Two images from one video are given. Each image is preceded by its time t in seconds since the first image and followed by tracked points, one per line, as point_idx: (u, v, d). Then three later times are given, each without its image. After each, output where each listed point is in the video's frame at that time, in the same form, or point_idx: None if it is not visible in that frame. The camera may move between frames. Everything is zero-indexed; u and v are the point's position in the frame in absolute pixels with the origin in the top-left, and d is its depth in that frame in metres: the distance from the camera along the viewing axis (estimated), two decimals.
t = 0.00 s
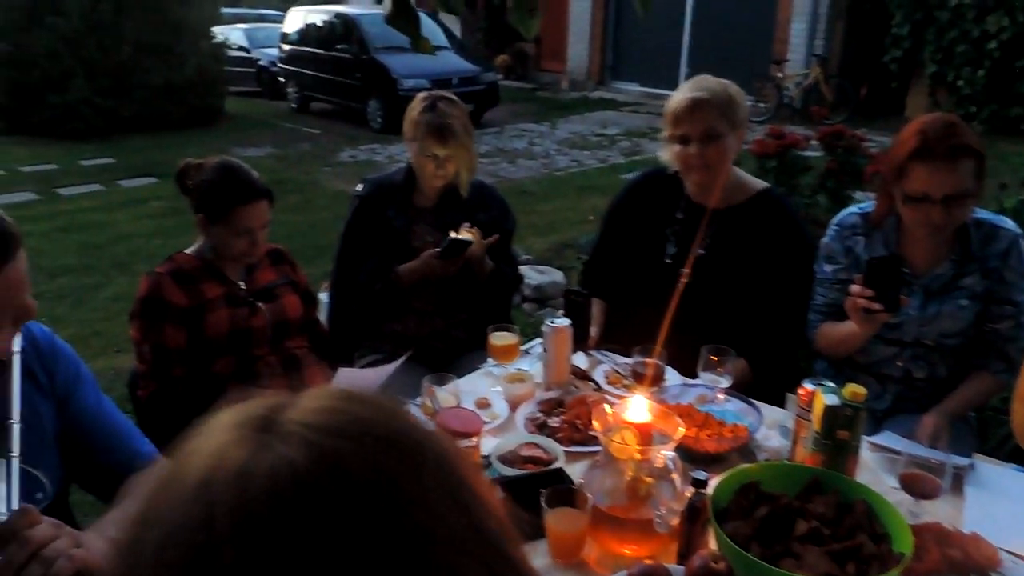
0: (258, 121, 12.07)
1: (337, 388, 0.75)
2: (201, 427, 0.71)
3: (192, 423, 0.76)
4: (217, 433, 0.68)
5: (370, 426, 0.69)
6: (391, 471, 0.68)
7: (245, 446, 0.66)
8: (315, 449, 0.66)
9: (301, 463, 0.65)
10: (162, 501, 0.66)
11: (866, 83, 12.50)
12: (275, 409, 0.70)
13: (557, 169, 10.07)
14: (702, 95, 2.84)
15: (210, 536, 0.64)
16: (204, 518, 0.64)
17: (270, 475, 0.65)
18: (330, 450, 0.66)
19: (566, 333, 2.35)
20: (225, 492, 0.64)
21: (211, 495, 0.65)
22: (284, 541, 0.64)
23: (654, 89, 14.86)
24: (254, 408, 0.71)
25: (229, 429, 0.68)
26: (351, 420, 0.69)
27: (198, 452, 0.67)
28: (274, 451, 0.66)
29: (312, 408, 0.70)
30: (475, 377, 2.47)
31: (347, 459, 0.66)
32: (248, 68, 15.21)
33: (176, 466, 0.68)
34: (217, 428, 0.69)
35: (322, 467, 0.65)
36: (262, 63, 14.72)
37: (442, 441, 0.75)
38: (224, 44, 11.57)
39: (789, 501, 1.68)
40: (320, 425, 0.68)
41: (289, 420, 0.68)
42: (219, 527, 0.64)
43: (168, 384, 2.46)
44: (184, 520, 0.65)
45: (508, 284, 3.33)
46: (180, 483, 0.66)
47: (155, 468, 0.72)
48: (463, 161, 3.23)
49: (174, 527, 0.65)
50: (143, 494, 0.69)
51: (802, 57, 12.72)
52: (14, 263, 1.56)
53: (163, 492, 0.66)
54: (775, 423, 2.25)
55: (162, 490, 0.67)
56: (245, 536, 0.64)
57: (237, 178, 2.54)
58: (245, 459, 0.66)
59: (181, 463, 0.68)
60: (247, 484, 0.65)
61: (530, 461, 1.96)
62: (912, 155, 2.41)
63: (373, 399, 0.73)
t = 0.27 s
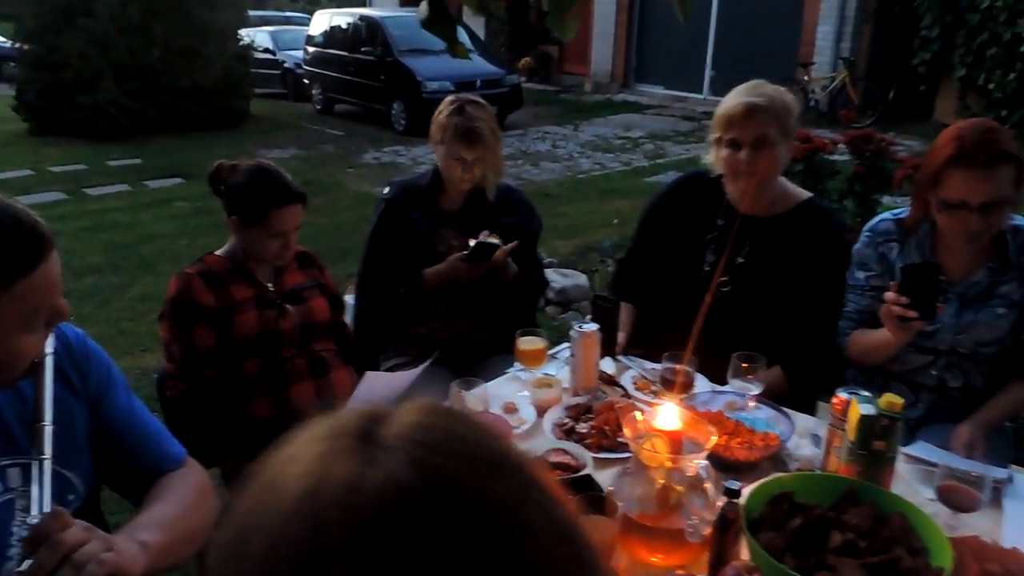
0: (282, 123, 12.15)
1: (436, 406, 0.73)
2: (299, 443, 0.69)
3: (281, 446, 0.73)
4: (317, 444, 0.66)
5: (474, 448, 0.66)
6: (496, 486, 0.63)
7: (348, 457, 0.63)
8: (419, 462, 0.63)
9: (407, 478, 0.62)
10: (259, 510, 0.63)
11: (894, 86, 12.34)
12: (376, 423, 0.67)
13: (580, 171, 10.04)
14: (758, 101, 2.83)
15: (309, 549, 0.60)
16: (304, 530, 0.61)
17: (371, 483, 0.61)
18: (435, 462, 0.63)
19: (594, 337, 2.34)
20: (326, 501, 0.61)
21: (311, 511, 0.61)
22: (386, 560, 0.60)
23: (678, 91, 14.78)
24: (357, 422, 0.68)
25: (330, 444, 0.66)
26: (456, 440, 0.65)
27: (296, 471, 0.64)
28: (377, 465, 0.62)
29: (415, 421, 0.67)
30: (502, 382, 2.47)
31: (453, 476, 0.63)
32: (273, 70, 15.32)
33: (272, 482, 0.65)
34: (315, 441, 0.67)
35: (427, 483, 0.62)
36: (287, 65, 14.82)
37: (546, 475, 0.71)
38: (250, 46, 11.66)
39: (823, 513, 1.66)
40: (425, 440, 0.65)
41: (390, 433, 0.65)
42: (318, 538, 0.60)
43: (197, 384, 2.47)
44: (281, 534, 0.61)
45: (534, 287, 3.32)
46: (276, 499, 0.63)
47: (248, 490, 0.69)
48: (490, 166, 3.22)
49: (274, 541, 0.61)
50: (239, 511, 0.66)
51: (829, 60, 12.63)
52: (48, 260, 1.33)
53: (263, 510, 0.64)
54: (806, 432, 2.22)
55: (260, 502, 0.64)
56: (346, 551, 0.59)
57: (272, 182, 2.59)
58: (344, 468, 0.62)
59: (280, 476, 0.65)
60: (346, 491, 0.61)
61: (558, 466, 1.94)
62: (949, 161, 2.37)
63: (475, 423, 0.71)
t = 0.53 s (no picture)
0: (318, 125, 12.25)
1: (543, 438, 0.76)
2: (414, 479, 0.72)
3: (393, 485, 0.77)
4: (439, 484, 0.69)
5: (598, 486, 0.69)
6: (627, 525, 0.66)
7: (478, 499, 0.67)
8: (549, 503, 0.66)
9: (542, 521, 0.65)
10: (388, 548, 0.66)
11: (936, 83, 12.09)
12: (497, 460, 0.70)
13: (614, 172, 9.98)
14: (818, 102, 2.79)
15: None
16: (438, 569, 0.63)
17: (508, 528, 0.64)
18: (566, 505, 0.66)
19: (639, 339, 2.32)
20: (460, 545, 0.64)
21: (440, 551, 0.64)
22: None
23: (713, 90, 14.64)
24: (471, 455, 0.72)
25: (450, 482, 0.69)
26: (577, 478, 0.68)
27: (420, 509, 0.67)
28: (510, 508, 0.65)
29: (535, 458, 0.70)
30: (545, 384, 2.46)
31: (585, 516, 0.65)
32: (308, 72, 15.46)
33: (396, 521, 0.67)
34: (436, 480, 0.70)
35: (558, 526, 0.64)
36: (322, 67, 14.96)
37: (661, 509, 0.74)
38: (285, 49, 11.77)
39: (878, 521, 1.61)
40: (550, 478, 0.68)
41: (515, 472, 0.69)
42: None
43: (243, 384, 2.48)
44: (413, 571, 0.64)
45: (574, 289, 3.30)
46: (406, 540, 0.66)
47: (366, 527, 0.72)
48: (531, 167, 3.22)
49: None
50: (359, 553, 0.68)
51: (868, 57, 12.39)
52: (107, 265, 1.35)
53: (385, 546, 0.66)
54: (858, 437, 2.18)
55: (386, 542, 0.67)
56: None
57: (321, 185, 2.62)
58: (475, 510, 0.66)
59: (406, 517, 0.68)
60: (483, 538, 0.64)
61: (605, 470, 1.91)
62: (1006, 160, 2.31)
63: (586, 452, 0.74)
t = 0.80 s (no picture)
0: (367, 120, 12.37)
1: (643, 456, 0.83)
2: (526, 499, 0.79)
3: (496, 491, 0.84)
4: (554, 513, 0.76)
5: (702, 515, 0.76)
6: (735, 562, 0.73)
7: (593, 533, 0.74)
8: (660, 537, 0.73)
9: (655, 559, 0.72)
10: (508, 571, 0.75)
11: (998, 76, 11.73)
12: (607, 490, 0.77)
13: (663, 167, 9.89)
14: (869, 89, 2.72)
15: None
16: None
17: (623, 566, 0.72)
18: (677, 544, 0.73)
19: (696, 334, 2.29)
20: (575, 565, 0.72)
21: None
22: None
23: (765, 84, 14.39)
24: (579, 480, 0.79)
25: (565, 514, 0.76)
26: (683, 508, 0.75)
27: (537, 535, 0.75)
28: (624, 546, 0.73)
29: (642, 489, 0.77)
30: (600, 377, 2.45)
31: (693, 550, 0.73)
32: (357, 68, 15.61)
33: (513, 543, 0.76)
34: (551, 507, 0.77)
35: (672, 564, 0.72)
36: (371, 64, 15.08)
37: (757, 521, 0.80)
38: (335, 45, 11.90)
39: (946, 523, 1.58)
40: (659, 513, 0.75)
41: (626, 502, 0.76)
42: None
43: (301, 375, 2.53)
44: None
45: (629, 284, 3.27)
46: (525, 564, 0.74)
47: (476, 533, 0.80)
48: (585, 161, 3.21)
49: None
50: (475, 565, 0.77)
51: (926, 50, 12.05)
52: (178, 257, 1.38)
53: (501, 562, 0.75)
54: (923, 438, 2.12)
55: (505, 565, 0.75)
56: None
57: (378, 179, 2.64)
58: (590, 547, 0.73)
59: (523, 543, 0.76)
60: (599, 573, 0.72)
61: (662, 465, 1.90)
62: None
63: (687, 469, 0.80)
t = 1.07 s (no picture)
0: (399, 118, 12.42)
1: (707, 463, 0.83)
2: (591, 505, 0.79)
3: (556, 499, 0.85)
4: (621, 519, 0.76)
5: (772, 520, 0.76)
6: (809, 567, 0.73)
7: (662, 539, 0.74)
8: (732, 542, 0.73)
9: (727, 564, 0.72)
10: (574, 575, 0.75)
11: None
12: (675, 494, 0.77)
13: (696, 166, 9.82)
14: (893, 81, 2.68)
15: None
16: None
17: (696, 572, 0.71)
18: (747, 547, 0.73)
19: (733, 334, 2.27)
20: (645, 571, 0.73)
21: None
22: None
23: (800, 82, 14.22)
24: (644, 485, 0.79)
25: (631, 521, 0.76)
26: (752, 512, 0.75)
27: (605, 540, 0.75)
28: (696, 551, 0.73)
29: (708, 493, 0.77)
30: (635, 377, 2.45)
31: (764, 554, 0.73)
32: (389, 66, 15.69)
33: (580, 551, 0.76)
34: (617, 513, 0.77)
35: (743, 566, 0.72)
36: (403, 62, 15.15)
37: (823, 527, 0.80)
38: (368, 43, 11.98)
39: (990, 529, 1.55)
40: (727, 517, 0.75)
41: (694, 507, 0.76)
42: None
43: (337, 369, 2.54)
44: None
45: (663, 283, 3.26)
46: (592, 571, 0.74)
47: (540, 543, 0.80)
48: (621, 158, 3.19)
49: None
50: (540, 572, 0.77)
51: (968, 47, 11.83)
52: (224, 255, 1.40)
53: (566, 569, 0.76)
54: (964, 442, 2.09)
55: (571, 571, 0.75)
56: None
57: (414, 175, 2.64)
58: (660, 552, 0.73)
59: (590, 547, 0.76)
60: None
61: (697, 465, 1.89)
62: None
63: (750, 474, 0.81)
